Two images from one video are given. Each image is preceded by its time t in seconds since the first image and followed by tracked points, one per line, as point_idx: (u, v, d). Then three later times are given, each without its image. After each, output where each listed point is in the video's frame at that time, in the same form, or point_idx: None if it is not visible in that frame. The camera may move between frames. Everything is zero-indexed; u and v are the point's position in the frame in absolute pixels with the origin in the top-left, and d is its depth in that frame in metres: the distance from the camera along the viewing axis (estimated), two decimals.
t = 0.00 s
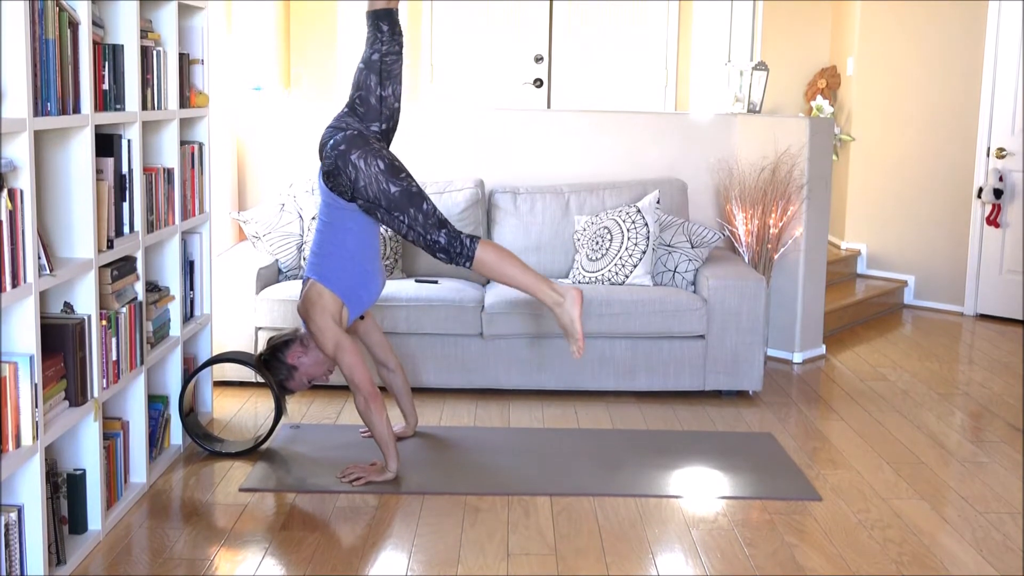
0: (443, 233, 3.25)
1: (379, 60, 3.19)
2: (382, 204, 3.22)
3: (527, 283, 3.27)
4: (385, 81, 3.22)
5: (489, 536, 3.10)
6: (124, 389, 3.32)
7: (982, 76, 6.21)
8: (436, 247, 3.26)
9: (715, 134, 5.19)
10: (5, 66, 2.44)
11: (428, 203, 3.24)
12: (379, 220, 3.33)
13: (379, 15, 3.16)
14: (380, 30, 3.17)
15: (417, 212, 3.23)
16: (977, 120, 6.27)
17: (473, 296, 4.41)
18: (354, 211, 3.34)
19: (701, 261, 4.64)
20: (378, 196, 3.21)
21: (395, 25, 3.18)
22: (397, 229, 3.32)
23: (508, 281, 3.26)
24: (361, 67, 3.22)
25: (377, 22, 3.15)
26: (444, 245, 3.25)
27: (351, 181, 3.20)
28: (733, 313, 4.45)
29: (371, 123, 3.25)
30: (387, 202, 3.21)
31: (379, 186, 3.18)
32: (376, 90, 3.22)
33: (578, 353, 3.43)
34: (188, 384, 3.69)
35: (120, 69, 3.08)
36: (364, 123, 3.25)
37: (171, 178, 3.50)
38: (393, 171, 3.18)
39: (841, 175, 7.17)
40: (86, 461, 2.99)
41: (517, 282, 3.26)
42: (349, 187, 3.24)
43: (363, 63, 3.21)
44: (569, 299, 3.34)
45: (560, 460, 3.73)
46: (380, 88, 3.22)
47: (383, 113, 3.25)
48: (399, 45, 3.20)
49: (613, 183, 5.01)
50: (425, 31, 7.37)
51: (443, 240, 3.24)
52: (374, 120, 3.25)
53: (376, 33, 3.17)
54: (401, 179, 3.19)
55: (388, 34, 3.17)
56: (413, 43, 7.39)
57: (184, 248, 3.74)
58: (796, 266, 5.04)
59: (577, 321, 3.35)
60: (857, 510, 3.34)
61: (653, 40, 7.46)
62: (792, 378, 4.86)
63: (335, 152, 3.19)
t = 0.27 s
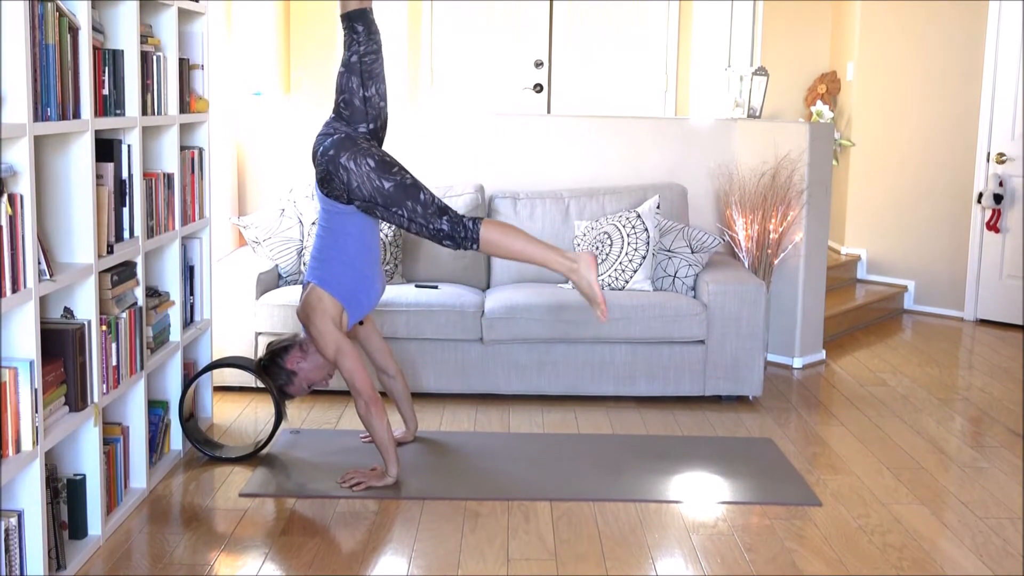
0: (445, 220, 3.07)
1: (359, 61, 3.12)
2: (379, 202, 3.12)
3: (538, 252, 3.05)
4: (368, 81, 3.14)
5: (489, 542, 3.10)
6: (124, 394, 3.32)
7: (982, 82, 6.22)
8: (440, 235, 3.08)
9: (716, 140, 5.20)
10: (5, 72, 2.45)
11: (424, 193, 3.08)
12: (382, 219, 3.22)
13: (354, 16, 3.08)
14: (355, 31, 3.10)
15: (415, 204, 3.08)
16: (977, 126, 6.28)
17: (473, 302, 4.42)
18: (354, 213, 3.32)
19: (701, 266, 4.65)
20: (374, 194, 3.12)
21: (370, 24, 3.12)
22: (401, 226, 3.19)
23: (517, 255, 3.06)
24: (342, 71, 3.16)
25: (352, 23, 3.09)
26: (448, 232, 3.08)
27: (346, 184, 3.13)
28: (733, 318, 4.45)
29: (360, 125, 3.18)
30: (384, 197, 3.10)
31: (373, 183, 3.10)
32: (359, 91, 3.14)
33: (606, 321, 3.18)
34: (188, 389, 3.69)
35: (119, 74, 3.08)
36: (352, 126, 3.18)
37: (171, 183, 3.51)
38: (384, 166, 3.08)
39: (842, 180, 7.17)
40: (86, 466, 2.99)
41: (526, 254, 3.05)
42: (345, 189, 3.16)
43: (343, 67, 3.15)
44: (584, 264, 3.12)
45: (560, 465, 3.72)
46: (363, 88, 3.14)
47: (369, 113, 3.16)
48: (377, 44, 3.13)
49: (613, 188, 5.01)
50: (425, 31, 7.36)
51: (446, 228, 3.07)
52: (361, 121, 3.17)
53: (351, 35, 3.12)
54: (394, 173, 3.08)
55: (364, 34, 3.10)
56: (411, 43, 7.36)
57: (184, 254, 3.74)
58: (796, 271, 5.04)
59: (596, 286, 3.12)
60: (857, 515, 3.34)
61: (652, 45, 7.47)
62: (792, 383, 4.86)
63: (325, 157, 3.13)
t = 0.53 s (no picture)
0: (446, 211, 2.99)
1: (346, 67, 3.04)
2: (378, 200, 3.06)
3: (539, 231, 2.98)
4: (357, 85, 3.06)
5: (489, 547, 3.10)
6: (124, 400, 3.32)
7: (983, 87, 6.23)
8: (444, 226, 3.01)
9: (716, 145, 5.21)
10: (5, 77, 2.45)
11: (422, 186, 3.00)
12: (385, 216, 3.16)
13: (336, 21, 3.01)
14: (339, 36, 3.02)
15: (415, 198, 3.00)
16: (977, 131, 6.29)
17: (473, 307, 4.42)
18: (354, 216, 3.29)
19: (701, 271, 4.65)
20: (372, 194, 3.06)
21: (355, 28, 3.04)
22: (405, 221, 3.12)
23: (522, 237, 3.00)
24: (331, 77, 3.09)
25: (335, 29, 3.02)
26: (451, 222, 3.00)
27: (344, 186, 3.08)
28: (733, 323, 4.45)
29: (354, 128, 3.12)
30: (383, 195, 3.03)
31: (370, 183, 3.04)
32: (349, 95, 3.07)
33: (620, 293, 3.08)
34: (188, 395, 3.69)
35: (119, 79, 3.08)
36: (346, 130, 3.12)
37: (171, 188, 3.52)
38: (378, 165, 3.02)
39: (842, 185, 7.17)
40: (86, 472, 2.99)
41: (529, 234, 2.99)
42: (344, 190, 3.11)
43: (331, 73, 3.08)
44: (591, 236, 3.02)
45: (560, 470, 3.72)
46: (353, 93, 3.07)
47: (362, 117, 3.09)
48: (363, 48, 3.06)
49: (613, 193, 5.01)
50: (426, 36, 7.37)
51: (448, 218, 2.99)
52: (355, 125, 3.10)
53: (336, 41, 3.05)
54: (389, 170, 3.02)
55: (348, 39, 3.02)
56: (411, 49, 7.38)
57: (184, 259, 3.75)
58: (796, 276, 5.04)
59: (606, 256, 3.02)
60: (857, 520, 3.34)
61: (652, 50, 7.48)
62: (792, 388, 4.86)
63: (321, 163, 3.08)
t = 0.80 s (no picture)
0: (450, 203, 2.98)
1: (340, 72, 3.04)
2: (382, 200, 3.06)
3: (544, 213, 2.94)
4: (352, 89, 3.06)
5: (489, 552, 3.10)
6: (123, 405, 3.33)
7: (983, 91, 6.23)
8: (449, 219, 3.00)
9: (716, 150, 5.22)
10: (5, 81, 2.45)
11: (424, 181, 2.99)
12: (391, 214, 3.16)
13: (327, 28, 3.01)
14: (331, 42, 3.02)
15: (418, 194, 2.99)
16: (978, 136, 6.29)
17: (473, 312, 4.42)
18: (357, 219, 3.30)
19: (701, 276, 4.65)
20: (375, 195, 3.06)
21: (346, 33, 3.03)
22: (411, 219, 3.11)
23: (530, 222, 2.95)
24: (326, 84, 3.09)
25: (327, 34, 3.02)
26: (456, 215, 2.99)
27: (346, 189, 3.08)
28: (734, 328, 4.45)
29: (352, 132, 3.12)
30: (386, 194, 3.03)
31: (372, 183, 3.04)
32: (345, 100, 3.07)
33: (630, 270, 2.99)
34: (188, 400, 3.69)
35: (119, 83, 3.09)
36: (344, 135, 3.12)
37: (171, 193, 3.52)
38: (378, 165, 3.02)
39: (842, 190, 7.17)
40: (86, 477, 3.00)
41: (538, 218, 2.94)
42: (346, 193, 3.12)
43: (326, 79, 3.08)
44: (598, 215, 2.98)
45: (560, 475, 3.72)
46: (349, 97, 3.07)
47: (359, 120, 3.09)
48: (355, 52, 3.05)
49: (613, 199, 5.02)
50: (426, 42, 7.39)
51: (452, 210, 2.98)
52: (352, 129, 3.09)
53: (328, 47, 3.04)
54: (390, 169, 3.02)
55: (340, 44, 3.02)
56: (411, 56, 7.39)
57: (184, 264, 3.75)
58: (796, 281, 5.05)
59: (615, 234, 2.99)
60: (857, 525, 3.33)
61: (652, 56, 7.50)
62: (792, 393, 4.86)
63: (323, 167, 3.08)
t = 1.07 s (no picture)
0: (450, 195, 2.95)
1: (329, 79, 3.04)
2: (382, 201, 3.04)
3: (541, 195, 2.85)
4: (342, 95, 3.06)
5: (489, 556, 3.10)
6: (124, 410, 3.33)
7: (983, 97, 6.24)
8: (450, 210, 2.96)
9: (716, 155, 5.22)
10: (5, 87, 2.46)
11: (421, 176, 2.97)
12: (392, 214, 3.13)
13: (313, 35, 3.00)
14: (318, 50, 3.02)
15: (417, 190, 2.97)
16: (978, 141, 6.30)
17: (473, 317, 4.42)
18: (356, 224, 3.30)
19: (701, 281, 4.65)
20: (374, 196, 3.04)
21: (332, 40, 3.03)
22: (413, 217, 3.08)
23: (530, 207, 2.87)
24: (316, 92, 3.09)
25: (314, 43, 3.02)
26: (457, 206, 2.95)
27: (345, 194, 3.08)
28: (734, 333, 4.45)
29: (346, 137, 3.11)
30: (385, 194, 3.01)
31: (370, 185, 3.02)
32: (336, 107, 3.07)
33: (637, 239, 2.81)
34: (188, 405, 3.70)
35: (119, 89, 3.09)
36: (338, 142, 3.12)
37: (171, 199, 3.53)
38: (373, 166, 3.01)
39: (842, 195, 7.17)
40: (86, 482, 3.00)
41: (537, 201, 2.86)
42: (346, 198, 3.11)
43: (315, 87, 3.08)
44: (597, 191, 2.86)
45: (559, 480, 3.72)
46: (339, 103, 3.07)
47: (351, 126, 3.09)
48: (342, 58, 3.04)
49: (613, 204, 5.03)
50: (425, 48, 7.40)
51: (453, 202, 2.94)
52: (346, 135, 3.09)
53: (315, 55, 3.04)
54: (386, 168, 3.00)
55: (326, 51, 3.02)
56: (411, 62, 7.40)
57: (184, 269, 3.76)
58: (796, 286, 5.05)
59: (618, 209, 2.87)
60: (858, 530, 3.33)
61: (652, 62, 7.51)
62: (792, 398, 4.86)
63: (318, 174, 3.08)
